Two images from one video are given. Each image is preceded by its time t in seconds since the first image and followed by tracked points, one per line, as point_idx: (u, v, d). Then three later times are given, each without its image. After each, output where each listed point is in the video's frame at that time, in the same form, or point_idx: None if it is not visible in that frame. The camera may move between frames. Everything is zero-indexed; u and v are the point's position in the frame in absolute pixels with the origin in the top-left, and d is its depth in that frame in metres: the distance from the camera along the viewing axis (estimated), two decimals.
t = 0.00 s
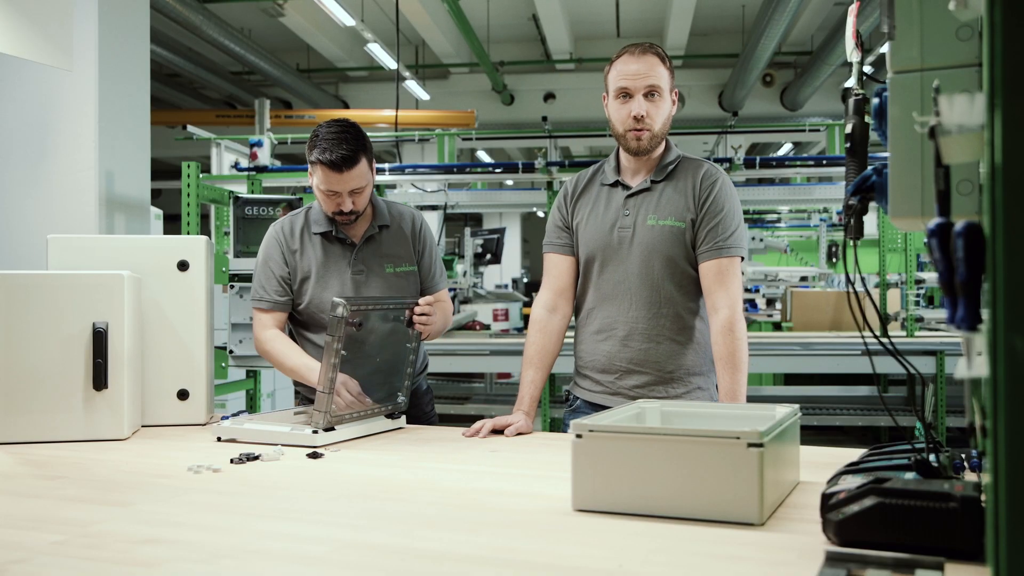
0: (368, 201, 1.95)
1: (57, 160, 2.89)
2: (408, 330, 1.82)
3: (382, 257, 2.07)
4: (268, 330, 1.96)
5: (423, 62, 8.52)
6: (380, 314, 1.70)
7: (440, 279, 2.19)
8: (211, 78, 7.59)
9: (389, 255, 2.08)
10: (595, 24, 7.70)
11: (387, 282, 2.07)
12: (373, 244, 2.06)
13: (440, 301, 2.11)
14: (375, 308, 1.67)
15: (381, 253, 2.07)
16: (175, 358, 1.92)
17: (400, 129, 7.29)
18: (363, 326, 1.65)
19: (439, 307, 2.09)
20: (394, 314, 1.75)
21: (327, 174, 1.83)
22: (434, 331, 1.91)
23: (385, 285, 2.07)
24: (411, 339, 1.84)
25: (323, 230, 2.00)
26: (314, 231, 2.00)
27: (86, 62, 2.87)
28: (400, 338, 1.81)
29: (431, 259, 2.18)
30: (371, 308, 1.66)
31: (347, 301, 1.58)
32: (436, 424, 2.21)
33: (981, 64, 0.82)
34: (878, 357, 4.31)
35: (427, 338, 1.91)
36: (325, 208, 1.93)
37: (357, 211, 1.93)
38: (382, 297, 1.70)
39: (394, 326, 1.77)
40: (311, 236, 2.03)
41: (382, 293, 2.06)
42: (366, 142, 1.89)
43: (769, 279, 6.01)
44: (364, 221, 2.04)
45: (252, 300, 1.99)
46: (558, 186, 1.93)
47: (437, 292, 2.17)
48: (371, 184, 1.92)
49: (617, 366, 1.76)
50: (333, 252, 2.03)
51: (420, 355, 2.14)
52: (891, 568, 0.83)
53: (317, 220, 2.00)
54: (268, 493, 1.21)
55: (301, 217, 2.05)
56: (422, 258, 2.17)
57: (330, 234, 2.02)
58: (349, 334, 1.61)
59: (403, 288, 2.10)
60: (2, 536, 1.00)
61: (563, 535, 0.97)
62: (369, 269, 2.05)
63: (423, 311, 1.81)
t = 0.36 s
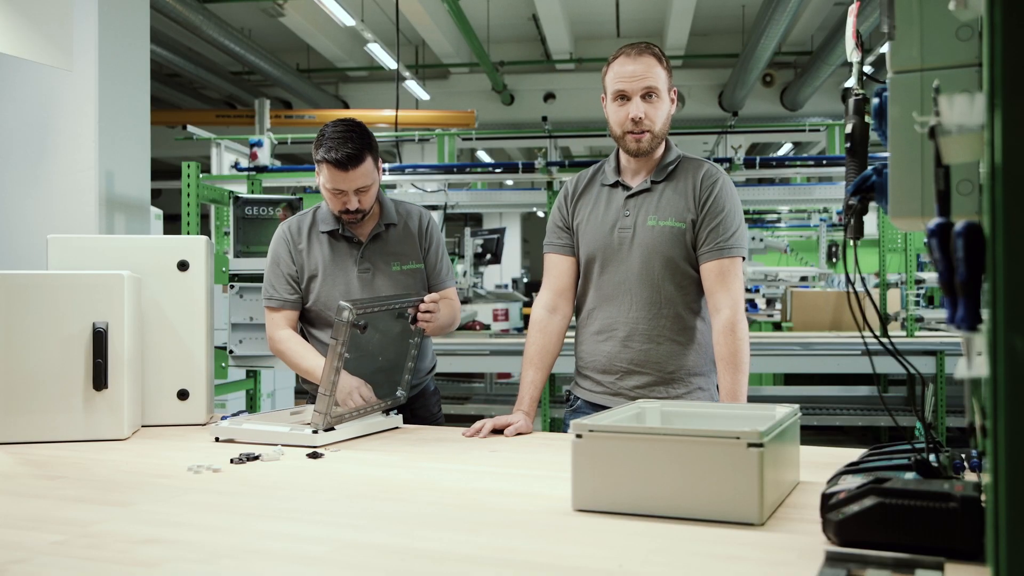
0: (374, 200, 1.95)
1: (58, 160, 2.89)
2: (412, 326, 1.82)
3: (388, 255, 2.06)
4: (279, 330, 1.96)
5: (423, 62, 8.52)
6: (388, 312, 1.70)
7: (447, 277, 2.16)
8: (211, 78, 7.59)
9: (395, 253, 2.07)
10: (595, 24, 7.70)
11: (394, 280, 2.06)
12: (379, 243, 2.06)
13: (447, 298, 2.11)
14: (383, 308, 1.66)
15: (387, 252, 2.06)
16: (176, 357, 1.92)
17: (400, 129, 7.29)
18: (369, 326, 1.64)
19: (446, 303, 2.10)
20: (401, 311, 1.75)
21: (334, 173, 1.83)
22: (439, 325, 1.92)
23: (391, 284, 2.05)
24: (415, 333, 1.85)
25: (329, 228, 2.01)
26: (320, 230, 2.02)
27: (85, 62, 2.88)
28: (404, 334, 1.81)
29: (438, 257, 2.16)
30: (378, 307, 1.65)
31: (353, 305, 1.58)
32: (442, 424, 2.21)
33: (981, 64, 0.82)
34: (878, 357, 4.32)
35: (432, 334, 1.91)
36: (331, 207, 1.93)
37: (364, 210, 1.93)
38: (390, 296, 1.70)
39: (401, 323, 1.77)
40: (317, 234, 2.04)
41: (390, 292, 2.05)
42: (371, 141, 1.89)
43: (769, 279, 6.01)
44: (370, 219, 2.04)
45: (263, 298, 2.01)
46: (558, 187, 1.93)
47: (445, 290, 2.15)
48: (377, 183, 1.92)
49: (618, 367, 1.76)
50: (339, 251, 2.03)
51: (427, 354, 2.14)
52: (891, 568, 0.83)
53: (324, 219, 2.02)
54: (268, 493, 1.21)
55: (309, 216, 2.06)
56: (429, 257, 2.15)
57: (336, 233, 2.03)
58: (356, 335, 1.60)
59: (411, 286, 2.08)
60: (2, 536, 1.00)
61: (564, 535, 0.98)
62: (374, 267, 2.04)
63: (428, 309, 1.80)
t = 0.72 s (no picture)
0: (372, 198, 1.94)
1: (58, 160, 2.89)
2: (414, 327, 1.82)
3: (386, 254, 2.06)
4: (280, 330, 1.96)
5: (423, 62, 8.52)
6: (395, 316, 1.70)
7: (446, 275, 2.16)
8: (210, 78, 7.59)
9: (394, 252, 2.07)
10: (595, 24, 7.70)
11: (393, 278, 2.06)
12: (377, 242, 2.06)
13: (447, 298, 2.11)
14: (389, 312, 1.66)
15: (386, 251, 2.06)
16: (176, 357, 1.92)
17: (400, 129, 7.29)
18: (375, 329, 1.64)
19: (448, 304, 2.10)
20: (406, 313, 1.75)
21: (332, 174, 1.83)
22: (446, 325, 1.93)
23: (389, 283, 2.05)
24: (416, 335, 1.85)
25: (328, 228, 2.01)
26: (319, 229, 2.02)
27: (86, 62, 2.88)
28: (405, 338, 1.80)
29: (437, 256, 2.16)
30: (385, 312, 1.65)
31: (363, 310, 1.55)
32: (443, 424, 2.21)
33: (981, 64, 0.82)
34: (878, 357, 4.32)
35: (432, 334, 1.92)
36: (329, 206, 1.93)
37: (360, 209, 1.93)
38: (397, 300, 1.69)
39: (404, 325, 1.77)
40: (316, 234, 2.04)
41: (390, 290, 2.05)
42: (367, 140, 1.89)
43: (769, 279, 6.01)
44: (368, 218, 2.04)
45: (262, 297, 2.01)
46: (568, 187, 1.93)
47: (443, 287, 2.15)
48: (373, 183, 1.92)
49: (623, 368, 1.76)
50: (338, 250, 2.03)
51: (428, 354, 2.13)
52: (891, 568, 0.83)
53: (323, 219, 2.02)
54: (269, 493, 1.21)
55: (307, 217, 2.06)
56: (427, 255, 2.15)
57: (335, 232, 2.03)
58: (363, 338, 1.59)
59: (409, 285, 2.08)
60: (1, 536, 1.00)
61: (563, 535, 0.97)
62: (373, 267, 2.04)
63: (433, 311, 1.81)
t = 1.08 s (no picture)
0: (370, 199, 1.94)
1: (57, 160, 2.89)
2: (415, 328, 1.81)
3: (386, 255, 2.06)
4: (280, 330, 1.96)
5: (423, 62, 8.52)
6: (404, 318, 1.71)
7: (444, 276, 2.17)
8: (210, 78, 7.58)
9: (394, 253, 2.07)
10: (595, 24, 7.70)
11: (393, 279, 2.06)
12: (376, 242, 2.06)
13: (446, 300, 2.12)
14: (394, 317, 1.66)
15: (386, 252, 2.06)
16: (175, 357, 1.92)
17: (401, 128, 7.29)
18: (383, 334, 1.65)
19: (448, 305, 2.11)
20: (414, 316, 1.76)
21: (326, 175, 1.83)
22: (450, 321, 1.95)
23: (389, 285, 2.06)
24: (417, 338, 1.86)
25: (327, 228, 2.01)
26: (318, 229, 2.02)
27: (85, 63, 2.87)
28: (406, 341, 1.80)
29: (436, 258, 2.16)
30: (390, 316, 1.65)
31: (375, 314, 1.56)
32: (442, 424, 2.21)
33: (981, 64, 0.82)
34: (878, 357, 4.32)
35: (431, 337, 1.93)
36: (328, 207, 1.93)
37: (359, 210, 1.93)
38: (405, 306, 1.70)
39: (408, 329, 1.77)
40: (315, 233, 2.04)
41: (390, 292, 2.06)
42: (365, 141, 1.89)
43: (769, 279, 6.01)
44: (367, 218, 2.04)
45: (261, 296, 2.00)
46: (595, 181, 1.93)
47: (441, 289, 2.16)
48: (370, 183, 1.92)
49: (633, 368, 1.77)
50: (338, 250, 2.03)
51: (426, 355, 2.13)
52: (891, 568, 0.83)
53: (322, 219, 2.02)
54: (268, 493, 1.21)
55: (306, 217, 2.06)
56: (426, 255, 2.15)
57: (334, 232, 2.03)
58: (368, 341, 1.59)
59: (409, 286, 2.09)
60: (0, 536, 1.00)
61: (563, 535, 0.97)
62: (374, 267, 2.04)
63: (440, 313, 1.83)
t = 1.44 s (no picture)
0: (368, 200, 1.94)
1: (57, 160, 2.89)
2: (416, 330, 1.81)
3: (386, 255, 2.06)
4: (279, 330, 1.96)
5: (423, 62, 8.52)
6: (407, 321, 1.71)
7: (444, 277, 2.17)
8: (210, 78, 7.58)
9: (394, 254, 2.07)
10: (595, 24, 7.70)
11: (393, 280, 2.06)
12: (377, 243, 2.05)
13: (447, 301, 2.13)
14: (398, 320, 1.65)
15: (386, 252, 2.06)
16: (175, 357, 1.92)
17: (401, 129, 7.29)
18: (386, 337, 1.65)
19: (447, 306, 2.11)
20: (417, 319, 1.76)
21: (325, 176, 1.83)
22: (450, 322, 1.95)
23: (389, 285, 2.06)
24: (418, 339, 1.86)
25: (327, 229, 2.01)
26: (318, 230, 2.01)
27: (86, 63, 2.88)
28: (407, 343, 1.80)
29: (435, 258, 2.16)
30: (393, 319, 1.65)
31: (381, 317, 1.55)
32: (442, 425, 2.21)
33: (981, 64, 0.82)
34: (878, 357, 4.32)
35: (431, 338, 1.93)
36: (326, 208, 1.93)
37: (358, 210, 1.93)
38: (408, 308, 1.69)
39: (409, 331, 1.77)
40: (315, 234, 2.03)
41: (390, 293, 2.06)
42: (363, 141, 1.90)
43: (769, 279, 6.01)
44: (367, 219, 2.04)
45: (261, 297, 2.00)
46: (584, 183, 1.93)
47: (441, 290, 2.16)
48: (369, 184, 1.92)
49: (627, 371, 1.77)
50: (338, 252, 2.03)
51: (425, 356, 2.13)
52: (891, 567, 0.83)
53: (322, 219, 2.02)
54: (269, 493, 1.21)
55: (305, 217, 2.05)
56: (426, 256, 2.15)
57: (334, 233, 2.02)
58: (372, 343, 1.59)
59: (409, 288, 2.09)
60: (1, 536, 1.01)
61: (564, 536, 0.97)
62: (374, 268, 2.04)
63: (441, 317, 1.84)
